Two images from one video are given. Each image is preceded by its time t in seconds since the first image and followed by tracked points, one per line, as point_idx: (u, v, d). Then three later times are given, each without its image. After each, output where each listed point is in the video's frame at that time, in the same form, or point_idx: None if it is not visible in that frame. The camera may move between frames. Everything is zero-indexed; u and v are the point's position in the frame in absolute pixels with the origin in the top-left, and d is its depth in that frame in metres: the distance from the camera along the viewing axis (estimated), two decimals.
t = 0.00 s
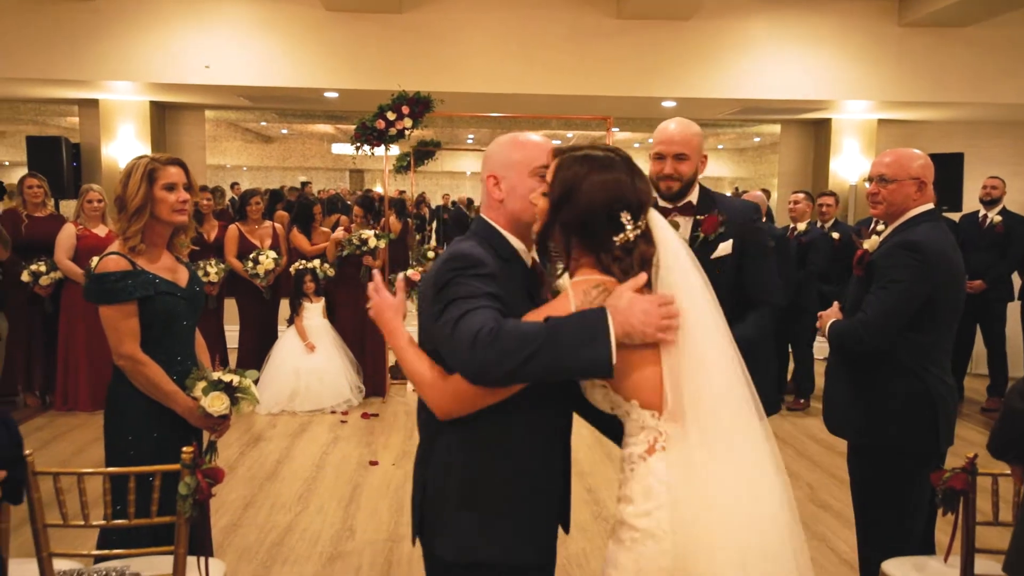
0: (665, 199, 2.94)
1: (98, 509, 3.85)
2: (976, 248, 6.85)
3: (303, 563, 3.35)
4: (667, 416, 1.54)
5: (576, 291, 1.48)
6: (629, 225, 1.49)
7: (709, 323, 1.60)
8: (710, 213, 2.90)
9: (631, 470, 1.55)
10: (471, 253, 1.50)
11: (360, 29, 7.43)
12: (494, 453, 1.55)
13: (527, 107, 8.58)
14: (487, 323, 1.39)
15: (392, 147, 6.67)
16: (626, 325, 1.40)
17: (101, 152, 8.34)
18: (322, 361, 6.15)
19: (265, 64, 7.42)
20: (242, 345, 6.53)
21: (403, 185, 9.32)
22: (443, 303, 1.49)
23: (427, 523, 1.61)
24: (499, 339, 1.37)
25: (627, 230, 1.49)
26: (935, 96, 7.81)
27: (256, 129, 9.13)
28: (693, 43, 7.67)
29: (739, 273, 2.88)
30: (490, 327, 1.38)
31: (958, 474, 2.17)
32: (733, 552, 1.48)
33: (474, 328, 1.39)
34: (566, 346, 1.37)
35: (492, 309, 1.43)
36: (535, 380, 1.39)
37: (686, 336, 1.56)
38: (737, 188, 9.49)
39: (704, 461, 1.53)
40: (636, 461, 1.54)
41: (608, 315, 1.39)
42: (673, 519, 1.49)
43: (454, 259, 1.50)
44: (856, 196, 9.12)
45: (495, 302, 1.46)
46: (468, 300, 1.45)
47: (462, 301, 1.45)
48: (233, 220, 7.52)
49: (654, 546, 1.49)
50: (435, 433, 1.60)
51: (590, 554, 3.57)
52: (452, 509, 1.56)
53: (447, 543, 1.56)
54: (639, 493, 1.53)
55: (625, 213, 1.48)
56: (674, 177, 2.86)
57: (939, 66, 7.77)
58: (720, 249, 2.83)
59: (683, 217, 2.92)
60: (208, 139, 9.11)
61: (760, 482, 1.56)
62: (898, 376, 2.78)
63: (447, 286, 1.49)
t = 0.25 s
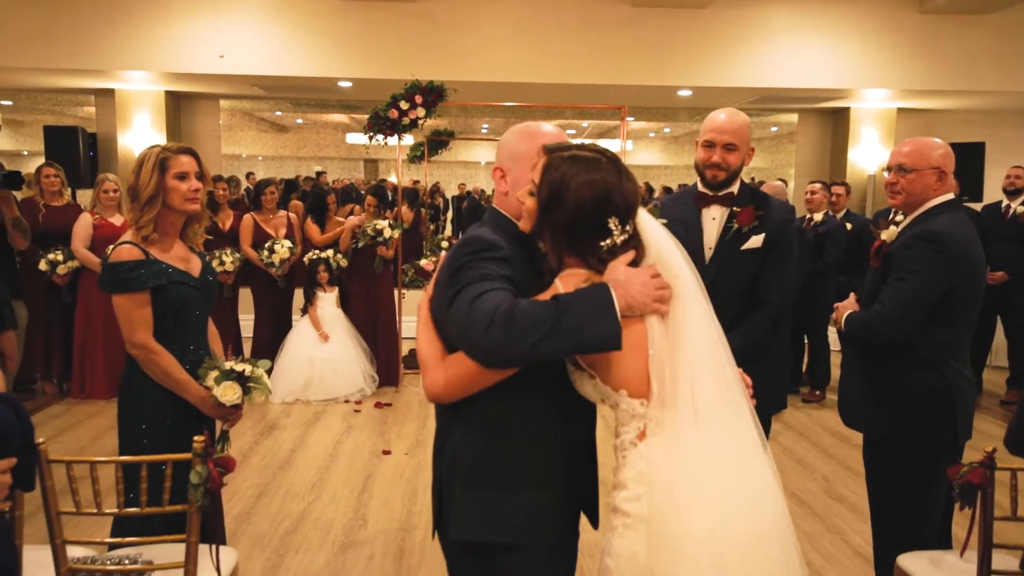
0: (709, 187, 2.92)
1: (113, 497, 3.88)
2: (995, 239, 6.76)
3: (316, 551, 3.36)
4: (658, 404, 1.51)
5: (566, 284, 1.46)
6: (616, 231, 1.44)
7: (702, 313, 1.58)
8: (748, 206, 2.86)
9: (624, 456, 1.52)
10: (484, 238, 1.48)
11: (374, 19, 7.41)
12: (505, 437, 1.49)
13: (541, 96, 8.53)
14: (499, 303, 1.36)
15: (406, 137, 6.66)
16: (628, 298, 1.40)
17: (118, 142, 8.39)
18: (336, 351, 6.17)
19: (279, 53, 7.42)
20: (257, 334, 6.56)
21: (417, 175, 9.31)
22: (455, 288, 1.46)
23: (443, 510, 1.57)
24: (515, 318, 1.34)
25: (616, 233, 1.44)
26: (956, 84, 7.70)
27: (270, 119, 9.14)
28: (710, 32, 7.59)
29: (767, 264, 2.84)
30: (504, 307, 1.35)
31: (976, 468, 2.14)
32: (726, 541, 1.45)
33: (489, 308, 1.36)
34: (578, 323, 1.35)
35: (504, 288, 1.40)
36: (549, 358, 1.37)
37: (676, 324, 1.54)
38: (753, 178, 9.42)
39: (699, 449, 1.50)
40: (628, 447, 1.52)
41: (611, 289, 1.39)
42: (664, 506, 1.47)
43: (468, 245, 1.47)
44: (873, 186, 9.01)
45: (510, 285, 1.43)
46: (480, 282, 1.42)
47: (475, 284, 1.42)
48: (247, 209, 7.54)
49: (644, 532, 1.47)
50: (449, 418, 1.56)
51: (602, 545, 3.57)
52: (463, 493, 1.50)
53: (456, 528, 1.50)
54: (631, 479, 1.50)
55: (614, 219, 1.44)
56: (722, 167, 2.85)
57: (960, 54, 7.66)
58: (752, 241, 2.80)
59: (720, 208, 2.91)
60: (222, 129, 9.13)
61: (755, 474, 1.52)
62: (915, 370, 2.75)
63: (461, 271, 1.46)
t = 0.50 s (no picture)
0: (738, 178, 2.92)
1: (127, 482, 3.91)
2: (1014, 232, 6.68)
3: (327, 539, 3.38)
4: (661, 393, 1.50)
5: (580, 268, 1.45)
6: (613, 218, 1.43)
7: (704, 305, 1.57)
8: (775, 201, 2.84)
9: (625, 448, 1.46)
10: (497, 226, 1.47)
11: (388, 6, 7.38)
12: (520, 430, 1.48)
13: (555, 85, 8.49)
14: (511, 298, 1.35)
15: (419, 125, 6.64)
16: (636, 286, 1.40)
17: (132, 128, 8.42)
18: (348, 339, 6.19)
19: (293, 40, 7.40)
20: (270, 321, 6.59)
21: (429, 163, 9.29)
22: (470, 280, 1.45)
23: (460, 499, 1.57)
24: (529, 311, 1.33)
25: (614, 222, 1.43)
26: (976, 75, 7.60)
27: (283, 106, 9.15)
28: (726, 21, 7.52)
29: (791, 261, 2.82)
30: (518, 301, 1.34)
31: (992, 465, 2.11)
32: (724, 535, 1.44)
33: (502, 303, 1.35)
34: (591, 313, 1.34)
35: (515, 280, 1.39)
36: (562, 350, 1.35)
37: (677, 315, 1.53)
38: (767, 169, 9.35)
39: (702, 440, 1.49)
40: (630, 437, 1.46)
41: (620, 279, 1.38)
42: (666, 498, 1.45)
43: (482, 234, 1.46)
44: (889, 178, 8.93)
45: (523, 275, 1.42)
46: (493, 273, 1.41)
47: (486, 276, 1.42)
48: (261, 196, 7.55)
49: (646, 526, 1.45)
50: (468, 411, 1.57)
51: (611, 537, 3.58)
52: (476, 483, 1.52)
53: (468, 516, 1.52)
54: (633, 470, 1.44)
55: (610, 206, 1.42)
56: (751, 157, 2.85)
57: (980, 45, 7.56)
58: (777, 238, 2.78)
59: (746, 199, 2.89)
60: (236, 116, 9.14)
61: (756, 468, 1.52)
62: (930, 364, 2.72)
63: (475, 262, 1.45)
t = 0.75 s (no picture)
0: (735, 175, 2.92)
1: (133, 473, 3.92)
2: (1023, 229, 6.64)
3: (332, 531, 3.38)
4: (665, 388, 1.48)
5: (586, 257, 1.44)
6: (614, 211, 1.42)
7: (708, 305, 1.57)
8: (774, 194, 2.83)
9: (630, 445, 1.44)
10: (498, 220, 1.46)
11: None
12: (524, 421, 1.48)
13: (563, 79, 8.46)
14: (514, 292, 1.35)
15: (426, 118, 6.63)
16: (639, 278, 1.38)
17: (139, 119, 8.42)
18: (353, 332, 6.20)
19: (301, 32, 7.39)
20: (276, 313, 6.60)
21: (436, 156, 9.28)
22: (472, 275, 1.44)
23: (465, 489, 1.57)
24: (532, 305, 1.32)
25: (614, 216, 1.42)
26: (987, 71, 7.55)
27: (291, 98, 9.14)
28: (735, 15, 7.48)
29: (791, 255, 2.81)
30: (521, 296, 1.34)
31: (1000, 463, 2.10)
32: (727, 530, 1.44)
33: (504, 298, 1.35)
34: (594, 305, 1.33)
35: (516, 273, 1.39)
36: (568, 342, 1.35)
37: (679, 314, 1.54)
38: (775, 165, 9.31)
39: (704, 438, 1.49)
40: (635, 435, 1.44)
41: (622, 268, 1.37)
42: (669, 496, 1.45)
43: (484, 228, 1.45)
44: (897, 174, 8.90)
45: (525, 268, 1.42)
46: (495, 267, 1.40)
47: (488, 270, 1.41)
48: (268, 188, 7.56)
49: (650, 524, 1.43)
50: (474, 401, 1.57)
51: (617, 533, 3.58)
52: (480, 475, 1.52)
53: (470, 507, 1.52)
54: (637, 468, 1.42)
55: (610, 199, 1.41)
56: (746, 153, 2.85)
57: (992, 41, 7.51)
58: (776, 232, 2.77)
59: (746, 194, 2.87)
60: (243, 108, 9.14)
61: (759, 466, 1.51)
62: (935, 362, 2.71)
63: (477, 257, 1.44)
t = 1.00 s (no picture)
0: (711, 172, 2.94)
1: (129, 472, 3.91)
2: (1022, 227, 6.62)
3: (329, 530, 3.37)
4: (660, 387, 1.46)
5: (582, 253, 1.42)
6: (613, 209, 1.40)
7: (704, 301, 1.55)
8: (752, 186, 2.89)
9: (626, 446, 1.42)
10: (495, 217, 1.43)
11: None
12: (515, 416, 1.46)
13: (562, 75, 8.42)
14: (511, 293, 1.33)
15: (424, 114, 6.60)
16: (636, 274, 1.38)
17: (136, 114, 8.37)
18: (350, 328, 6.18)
19: (298, 27, 7.35)
20: (273, 310, 6.57)
21: (434, 152, 9.26)
22: (469, 273, 1.42)
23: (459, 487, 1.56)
24: (530, 307, 1.30)
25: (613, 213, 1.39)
26: (986, 69, 7.53)
27: (289, 93, 9.12)
28: (734, 12, 7.45)
29: (773, 246, 2.87)
30: (518, 296, 1.32)
31: (997, 461, 2.08)
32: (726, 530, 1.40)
33: (501, 299, 1.33)
34: (591, 304, 1.31)
35: (514, 272, 1.37)
36: (567, 342, 1.33)
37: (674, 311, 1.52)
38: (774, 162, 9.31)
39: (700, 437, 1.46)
40: (630, 436, 1.42)
41: (620, 265, 1.36)
42: (665, 497, 1.42)
43: (481, 225, 1.42)
44: (895, 172, 8.90)
45: (522, 266, 1.40)
46: (492, 266, 1.38)
47: (485, 269, 1.39)
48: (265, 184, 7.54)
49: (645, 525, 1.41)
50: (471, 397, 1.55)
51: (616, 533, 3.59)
52: (477, 471, 1.50)
53: (466, 504, 1.50)
54: (633, 469, 1.41)
55: (609, 196, 1.39)
56: (720, 148, 2.87)
57: (991, 39, 7.49)
58: (757, 222, 2.81)
59: (725, 189, 2.90)
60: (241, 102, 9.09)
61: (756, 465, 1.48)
62: (933, 361, 2.69)
63: (474, 255, 1.42)
